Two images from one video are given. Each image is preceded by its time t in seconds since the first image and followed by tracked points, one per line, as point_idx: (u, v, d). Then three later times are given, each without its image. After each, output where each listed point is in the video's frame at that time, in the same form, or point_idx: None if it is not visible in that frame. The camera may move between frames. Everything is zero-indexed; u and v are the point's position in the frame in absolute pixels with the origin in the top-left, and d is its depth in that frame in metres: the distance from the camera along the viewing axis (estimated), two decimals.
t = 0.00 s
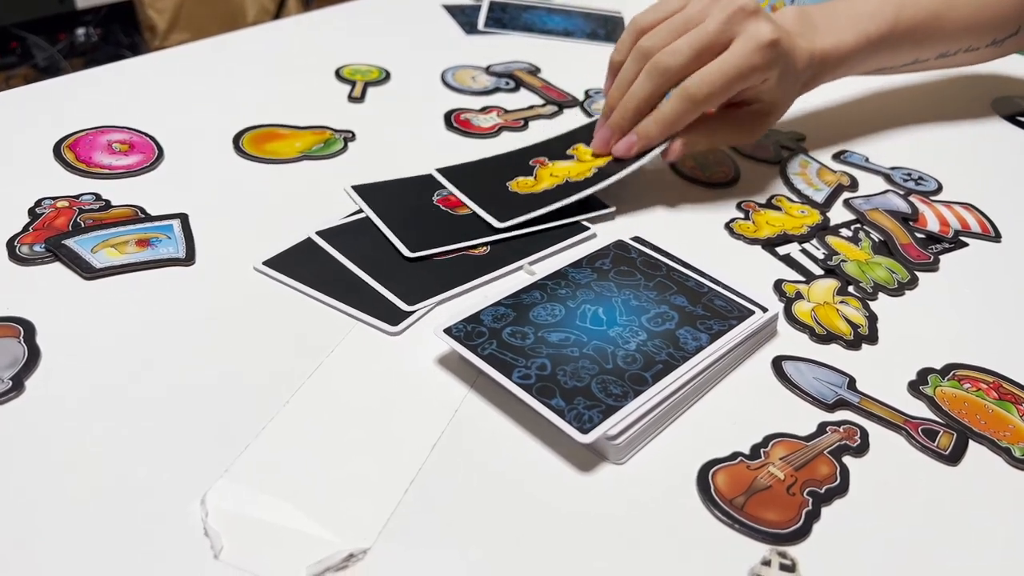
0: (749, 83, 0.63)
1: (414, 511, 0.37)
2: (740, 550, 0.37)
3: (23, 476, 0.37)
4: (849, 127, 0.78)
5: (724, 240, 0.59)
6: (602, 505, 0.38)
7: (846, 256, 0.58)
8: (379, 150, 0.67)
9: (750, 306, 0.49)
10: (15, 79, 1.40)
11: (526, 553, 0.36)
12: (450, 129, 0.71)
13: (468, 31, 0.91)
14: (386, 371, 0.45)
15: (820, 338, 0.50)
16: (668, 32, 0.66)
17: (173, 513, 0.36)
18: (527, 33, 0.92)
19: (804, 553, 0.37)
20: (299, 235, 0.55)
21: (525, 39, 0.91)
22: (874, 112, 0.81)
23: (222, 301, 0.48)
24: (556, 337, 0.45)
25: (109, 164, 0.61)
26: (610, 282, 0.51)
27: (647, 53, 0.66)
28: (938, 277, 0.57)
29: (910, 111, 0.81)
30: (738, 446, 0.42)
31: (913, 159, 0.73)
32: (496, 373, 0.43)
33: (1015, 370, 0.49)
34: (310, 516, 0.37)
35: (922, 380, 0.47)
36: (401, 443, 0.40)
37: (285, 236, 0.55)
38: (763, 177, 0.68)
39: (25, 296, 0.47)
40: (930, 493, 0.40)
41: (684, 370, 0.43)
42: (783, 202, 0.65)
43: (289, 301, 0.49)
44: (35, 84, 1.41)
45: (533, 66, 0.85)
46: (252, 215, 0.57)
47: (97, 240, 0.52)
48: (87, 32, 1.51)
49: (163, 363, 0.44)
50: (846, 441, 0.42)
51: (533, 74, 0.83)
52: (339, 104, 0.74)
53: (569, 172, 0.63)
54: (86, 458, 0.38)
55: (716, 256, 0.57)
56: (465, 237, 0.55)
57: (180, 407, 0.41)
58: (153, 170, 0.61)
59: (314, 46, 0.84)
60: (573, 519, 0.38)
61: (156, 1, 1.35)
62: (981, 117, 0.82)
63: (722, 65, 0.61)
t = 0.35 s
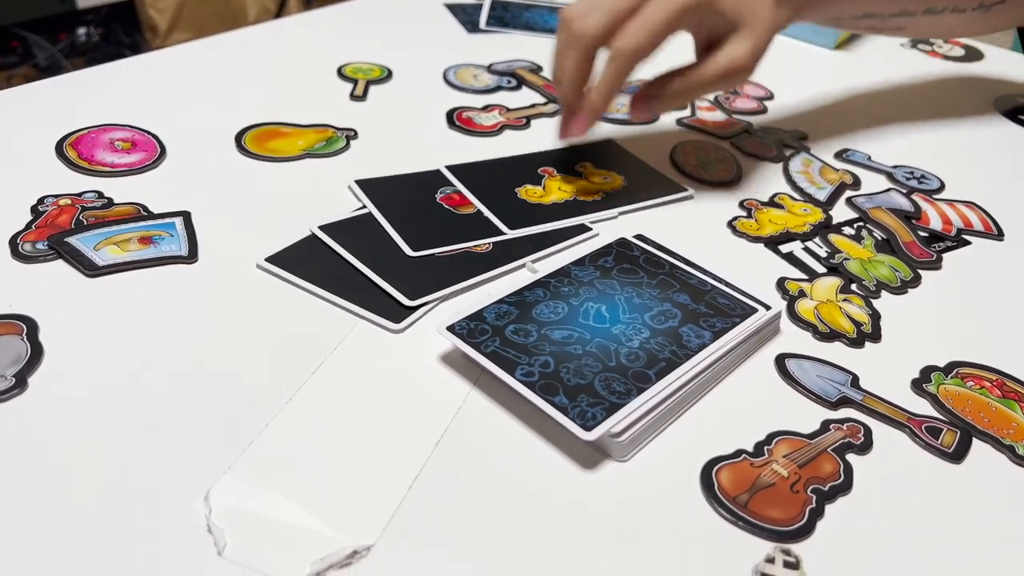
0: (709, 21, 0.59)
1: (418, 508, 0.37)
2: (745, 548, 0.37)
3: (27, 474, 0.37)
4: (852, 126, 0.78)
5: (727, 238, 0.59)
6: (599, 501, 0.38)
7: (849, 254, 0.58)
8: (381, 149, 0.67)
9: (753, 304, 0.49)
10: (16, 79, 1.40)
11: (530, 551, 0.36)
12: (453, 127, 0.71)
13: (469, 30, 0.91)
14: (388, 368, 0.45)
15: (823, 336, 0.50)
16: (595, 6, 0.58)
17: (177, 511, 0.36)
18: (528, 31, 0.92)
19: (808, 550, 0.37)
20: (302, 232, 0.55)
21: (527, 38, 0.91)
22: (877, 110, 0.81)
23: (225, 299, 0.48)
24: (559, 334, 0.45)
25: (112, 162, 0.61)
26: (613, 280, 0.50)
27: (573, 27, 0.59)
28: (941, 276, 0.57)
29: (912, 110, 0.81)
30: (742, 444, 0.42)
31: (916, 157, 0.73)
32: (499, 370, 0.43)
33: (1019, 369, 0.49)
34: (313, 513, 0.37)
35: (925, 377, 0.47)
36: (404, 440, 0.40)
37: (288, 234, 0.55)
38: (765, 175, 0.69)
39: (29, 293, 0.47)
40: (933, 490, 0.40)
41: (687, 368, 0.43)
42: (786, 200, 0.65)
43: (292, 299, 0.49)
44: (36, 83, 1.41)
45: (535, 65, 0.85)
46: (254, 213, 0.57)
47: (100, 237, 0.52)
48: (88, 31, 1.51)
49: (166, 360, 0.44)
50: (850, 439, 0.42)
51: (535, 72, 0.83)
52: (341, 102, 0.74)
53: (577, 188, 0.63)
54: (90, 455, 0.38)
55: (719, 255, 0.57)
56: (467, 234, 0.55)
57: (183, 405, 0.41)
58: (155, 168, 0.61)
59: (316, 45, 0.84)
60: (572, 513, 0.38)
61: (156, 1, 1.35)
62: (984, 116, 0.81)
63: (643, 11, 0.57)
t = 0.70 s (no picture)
0: (636, 53, 0.51)
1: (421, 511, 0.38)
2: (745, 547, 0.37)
3: (29, 472, 0.37)
4: (854, 124, 0.78)
5: (729, 236, 0.59)
6: (593, 501, 0.39)
7: (851, 252, 0.58)
8: (383, 148, 0.67)
9: (755, 301, 0.49)
10: (18, 79, 1.40)
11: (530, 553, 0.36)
12: (455, 126, 0.71)
13: (471, 29, 0.91)
14: (390, 365, 0.45)
15: (825, 333, 0.49)
16: (488, 48, 0.54)
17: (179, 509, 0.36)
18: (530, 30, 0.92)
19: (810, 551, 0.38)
20: (303, 231, 0.55)
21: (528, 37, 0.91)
22: (879, 109, 0.81)
23: (227, 298, 0.48)
24: (561, 332, 0.45)
25: (114, 161, 0.61)
26: (614, 278, 0.50)
27: (487, 89, 0.55)
28: (943, 273, 0.56)
29: (913, 110, 0.81)
30: (744, 441, 0.42)
31: (918, 155, 0.73)
32: (501, 368, 0.43)
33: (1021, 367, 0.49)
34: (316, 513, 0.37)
35: (928, 375, 0.47)
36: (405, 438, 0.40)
37: (290, 232, 0.55)
38: (767, 172, 0.69)
39: (31, 292, 0.47)
40: (934, 491, 0.40)
41: (688, 365, 0.44)
42: (788, 198, 0.64)
43: (295, 297, 0.49)
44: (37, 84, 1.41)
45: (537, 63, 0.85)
46: (256, 212, 0.57)
47: (102, 236, 0.52)
48: (90, 32, 1.51)
49: (168, 359, 0.44)
50: (853, 436, 0.42)
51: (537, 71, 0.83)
52: (343, 101, 0.74)
53: (578, 187, 0.62)
54: (92, 454, 0.38)
55: (721, 253, 0.57)
56: (468, 232, 0.55)
57: (185, 404, 0.41)
58: (158, 166, 0.61)
59: (318, 44, 0.84)
60: (564, 519, 0.38)
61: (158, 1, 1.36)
62: (986, 115, 0.81)
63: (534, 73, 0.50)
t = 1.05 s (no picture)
0: (570, 94, 0.55)
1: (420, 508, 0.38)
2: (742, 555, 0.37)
3: (35, 481, 0.38)
4: (854, 131, 0.78)
5: (729, 244, 0.59)
6: (593, 502, 0.39)
7: (850, 260, 0.58)
8: (385, 157, 0.67)
9: (754, 310, 0.50)
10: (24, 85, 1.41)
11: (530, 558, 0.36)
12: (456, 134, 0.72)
13: (472, 38, 0.92)
14: (391, 375, 0.45)
15: (823, 342, 0.50)
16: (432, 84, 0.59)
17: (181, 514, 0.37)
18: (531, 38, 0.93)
19: (807, 557, 0.38)
20: (306, 240, 0.55)
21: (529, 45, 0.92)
22: (878, 116, 0.81)
23: (229, 308, 0.49)
24: (561, 342, 0.46)
25: (119, 171, 0.61)
26: (614, 288, 0.51)
27: (428, 121, 0.59)
28: (941, 282, 0.57)
29: (913, 116, 0.82)
30: (743, 450, 0.42)
31: (918, 162, 0.73)
32: (502, 378, 0.43)
33: (1018, 375, 0.49)
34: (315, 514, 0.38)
35: (925, 384, 0.47)
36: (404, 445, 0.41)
37: (293, 241, 0.55)
38: (766, 180, 0.69)
39: (37, 302, 0.48)
40: (934, 490, 0.41)
41: (687, 375, 0.44)
42: (787, 206, 0.65)
43: (297, 307, 0.49)
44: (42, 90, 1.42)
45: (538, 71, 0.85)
46: (259, 222, 0.57)
47: (107, 246, 0.53)
48: (94, 37, 1.52)
49: (171, 369, 0.44)
50: (851, 445, 0.43)
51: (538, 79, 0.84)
52: (345, 111, 0.74)
53: (579, 196, 0.63)
54: (96, 463, 0.39)
55: (720, 261, 0.57)
56: (469, 242, 0.56)
57: (188, 413, 0.41)
58: (162, 177, 0.61)
59: (321, 53, 0.85)
60: (564, 519, 0.39)
61: (161, 7, 1.37)
62: (984, 121, 0.82)
63: (473, 117, 0.54)
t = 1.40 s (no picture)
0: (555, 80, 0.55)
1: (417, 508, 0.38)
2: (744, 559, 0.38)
3: (44, 487, 0.38)
4: (856, 137, 0.78)
5: (731, 250, 0.60)
6: (593, 502, 0.40)
7: (852, 267, 0.59)
8: (389, 164, 0.68)
9: (756, 317, 0.50)
10: (29, 91, 1.41)
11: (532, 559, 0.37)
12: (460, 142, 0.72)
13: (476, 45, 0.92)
14: (395, 381, 0.46)
15: (825, 349, 0.50)
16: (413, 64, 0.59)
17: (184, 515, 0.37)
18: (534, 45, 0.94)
19: (809, 562, 0.38)
20: (312, 248, 0.56)
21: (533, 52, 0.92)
22: (880, 122, 0.81)
23: (235, 315, 0.49)
24: (565, 349, 0.46)
25: (126, 180, 0.62)
26: (617, 295, 0.51)
27: (410, 100, 0.60)
28: (943, 287, 0.57)
29: (915, 122, 0.82)
30: (745, 453, 0.42)
31: (919, 168, 0.74)
32: (506, 385, 0.43)
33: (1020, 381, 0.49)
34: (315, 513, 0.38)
35: (927, 390, 0.48)
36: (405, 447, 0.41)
37: (298, 248, 0.56)
38: (769, 187, 0.69)
39: (45, 309, 0.49)
40: (934, 490, 0.41)
41: (690, 382, 0.44)
42: (789, 213, 0.65)
43: (303, 314, 0.50)
44: (48, 96, 1.42)
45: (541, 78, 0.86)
46: (265, 229, 0.58)
47: (115, 255, 0.53)
48: (99, 44, 1.52)
49: (178, 375, 0.45)
50: (853, 451, 0.43)
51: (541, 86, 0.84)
52: (350, 118, 0.75)
53: (583, 203, 0.63)
54: (104, 469, 0.39)
55: (722, 267, 0.58)
56: (473, 249, 0.56)
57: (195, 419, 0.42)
58: (168, 185, 0.62)
59: (326, 61, 0.85)
60: (564, 519, 0.39)
61: (166, 13, 1.37)
62: (986, 127, 0.82)
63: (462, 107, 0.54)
